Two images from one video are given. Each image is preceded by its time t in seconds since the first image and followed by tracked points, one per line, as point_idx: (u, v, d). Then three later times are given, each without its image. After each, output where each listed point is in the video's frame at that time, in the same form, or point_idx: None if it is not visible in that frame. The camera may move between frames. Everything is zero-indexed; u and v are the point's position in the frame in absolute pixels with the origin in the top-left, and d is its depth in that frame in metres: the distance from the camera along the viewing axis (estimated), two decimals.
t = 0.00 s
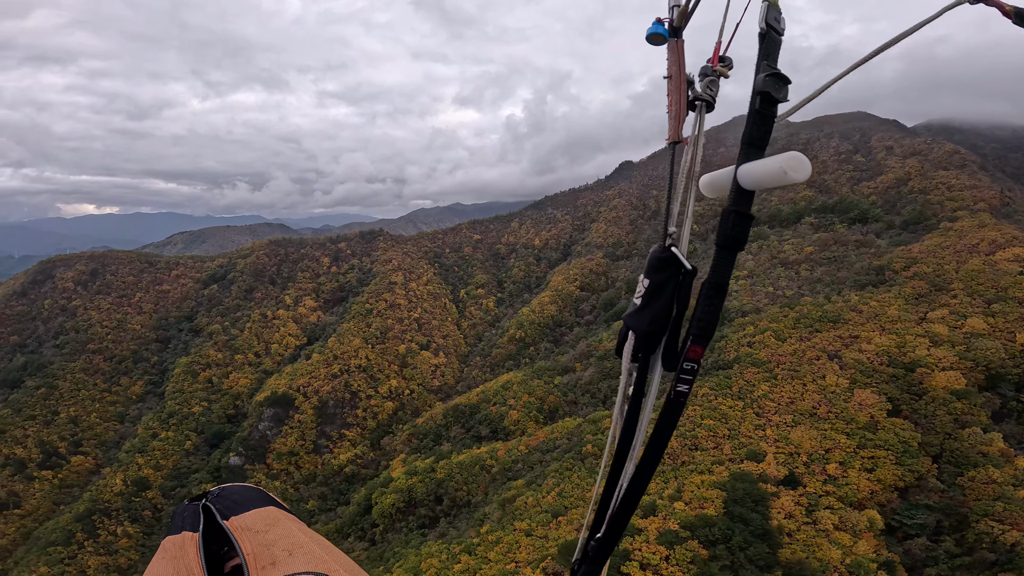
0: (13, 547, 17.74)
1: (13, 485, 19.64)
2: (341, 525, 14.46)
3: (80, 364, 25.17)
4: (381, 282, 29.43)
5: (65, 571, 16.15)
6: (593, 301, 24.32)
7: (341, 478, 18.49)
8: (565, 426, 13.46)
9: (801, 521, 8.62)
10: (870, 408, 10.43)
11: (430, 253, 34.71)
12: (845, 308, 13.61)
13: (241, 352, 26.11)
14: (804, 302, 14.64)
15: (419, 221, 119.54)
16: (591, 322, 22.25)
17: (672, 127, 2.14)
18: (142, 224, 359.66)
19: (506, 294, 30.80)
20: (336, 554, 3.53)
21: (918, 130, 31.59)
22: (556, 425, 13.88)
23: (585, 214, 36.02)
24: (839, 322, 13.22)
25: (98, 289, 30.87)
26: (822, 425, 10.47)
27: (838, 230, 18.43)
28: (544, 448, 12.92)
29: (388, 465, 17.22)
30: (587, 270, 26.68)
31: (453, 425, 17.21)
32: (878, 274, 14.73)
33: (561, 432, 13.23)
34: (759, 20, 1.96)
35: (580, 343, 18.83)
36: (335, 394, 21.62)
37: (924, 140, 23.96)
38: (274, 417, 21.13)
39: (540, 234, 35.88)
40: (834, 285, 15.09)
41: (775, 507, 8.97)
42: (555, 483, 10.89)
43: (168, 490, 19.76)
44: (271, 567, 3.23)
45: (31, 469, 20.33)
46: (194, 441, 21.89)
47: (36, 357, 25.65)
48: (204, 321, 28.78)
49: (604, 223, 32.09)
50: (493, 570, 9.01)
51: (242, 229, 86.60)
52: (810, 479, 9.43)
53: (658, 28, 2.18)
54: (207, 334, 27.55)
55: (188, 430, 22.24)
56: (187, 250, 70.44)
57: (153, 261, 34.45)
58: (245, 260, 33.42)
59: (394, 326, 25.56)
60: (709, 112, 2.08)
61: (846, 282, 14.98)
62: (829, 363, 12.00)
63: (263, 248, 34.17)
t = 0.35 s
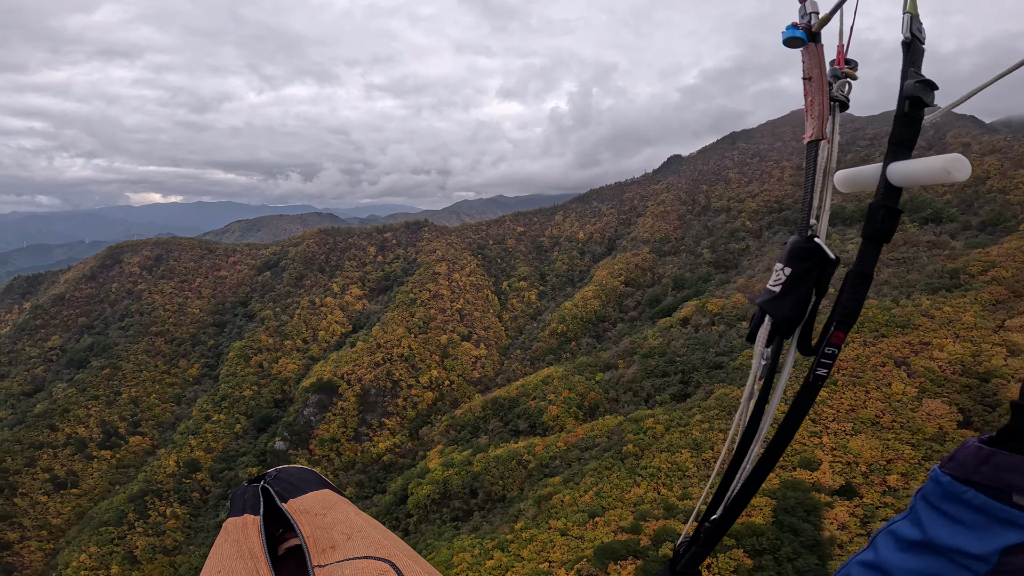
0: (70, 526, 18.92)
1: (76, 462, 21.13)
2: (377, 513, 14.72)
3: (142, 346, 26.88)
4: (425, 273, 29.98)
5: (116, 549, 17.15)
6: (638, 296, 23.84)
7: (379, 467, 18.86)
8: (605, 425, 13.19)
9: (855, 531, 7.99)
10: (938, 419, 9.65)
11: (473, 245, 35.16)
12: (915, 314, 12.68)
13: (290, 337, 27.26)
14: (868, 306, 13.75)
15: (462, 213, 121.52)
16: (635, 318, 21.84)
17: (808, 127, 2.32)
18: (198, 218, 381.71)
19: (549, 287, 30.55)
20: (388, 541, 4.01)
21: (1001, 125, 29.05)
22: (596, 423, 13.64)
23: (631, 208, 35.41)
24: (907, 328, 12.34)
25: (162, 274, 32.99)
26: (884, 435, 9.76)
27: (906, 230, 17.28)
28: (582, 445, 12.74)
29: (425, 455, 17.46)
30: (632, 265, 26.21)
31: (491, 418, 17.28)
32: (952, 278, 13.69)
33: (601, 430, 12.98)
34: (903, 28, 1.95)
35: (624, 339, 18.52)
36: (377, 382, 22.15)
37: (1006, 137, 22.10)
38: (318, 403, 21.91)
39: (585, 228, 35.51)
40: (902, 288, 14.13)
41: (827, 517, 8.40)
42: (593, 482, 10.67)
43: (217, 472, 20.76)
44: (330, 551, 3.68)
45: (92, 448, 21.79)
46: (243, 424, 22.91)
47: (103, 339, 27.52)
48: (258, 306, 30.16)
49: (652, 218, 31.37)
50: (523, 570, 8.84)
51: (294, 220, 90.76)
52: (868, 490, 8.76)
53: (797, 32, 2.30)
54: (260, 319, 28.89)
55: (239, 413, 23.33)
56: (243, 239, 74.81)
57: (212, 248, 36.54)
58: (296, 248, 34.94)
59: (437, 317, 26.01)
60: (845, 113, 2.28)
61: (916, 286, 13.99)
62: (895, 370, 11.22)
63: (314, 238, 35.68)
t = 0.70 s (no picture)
0: (113, 506, 20.15)
1: (124, 441, 22.26)
2: (406, 501, 14.92)
3: (191, 328, 28.12)
4: (461, 261, 30.10)
5: (155, 530, 18.07)
6: (678, 291, 23.27)
7: (410, 455, 19.12)
8: (641, 421, 12.87)
9: (902, 543, 7.59)
10: (1000, 429, 9.03)
11: (510, 234, 35.08)
12: (982, 319, 11.78)
13: (329, 322, 27.94)
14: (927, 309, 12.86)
15: (499, 202, 122.02)
16: (674, 313, 21.30)
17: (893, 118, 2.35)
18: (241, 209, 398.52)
19: (585, 279, 30.21)
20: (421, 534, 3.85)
21: None
22: (631, 419, 13.34)
23: (672, 200, 34.64)
24: (972, 333, 11.50)
25: (210, 259, 34.42)
26: (941, 443, 9.15)
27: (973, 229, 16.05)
28: (616, 441, 12.51)
29: (457, 444, 17.56)
30: (672, 258, 25.57)
31: (523, 410, 17.20)
32: None
33: (636, 427, 12.70)
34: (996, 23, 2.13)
35: (663, 334, 18.08)
36: (411, 369, 22.35)
37: None
38: (354, 389, 22.26)
39: (624, 219, 34.82)
40: (968, 290, 13.15)
41: (874, 526, 7.97)
42: (626, 480, 10.45)
43: (255, 454, 21.49)
44: (360, 540, 3.61)
45: (140, 428, 22.97)
46: (282, 408, 23.66)
47: (155, 321, 28.94)
48: (299, 292, 31.03)
49: (694, 210, 30.45)
50: (550, 568, 8.67)
51: (335, 206, 93.46)
52: (920, 499, 8.26)
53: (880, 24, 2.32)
54: (301, 303, 29.75)
55: (278, 397, 24.11)
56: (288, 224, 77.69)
57: (257, 234, 37.97)
58: (337, 235, 35.88)
59: (472, 306, 26.09)
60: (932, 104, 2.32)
61: (983, 288, 13.00)
62: (956, 376, 10.50)
63: (353, 225, 36.56)
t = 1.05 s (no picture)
0: (127, 493, 20.59)
1: (138, 429, 22.59)
2: (414, 491, 14.94)
3: (205, 315, 28.43)
4: (473, 249, 30.03)
5: (168, 518, 18.39)
6: (691, 282, 23.00)
7: (419, 444, 19.15)
8: (655, 414, 12.78)
9: (922, 544, 7.35)
10: None
11: (522, 223, 34.91)
12: (1007, 317, 11.42)
13: (340, 309, 28.08)
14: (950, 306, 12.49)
15: (508, 190, 122.00)
16: (688, 304, 21.08)
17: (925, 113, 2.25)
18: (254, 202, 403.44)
19: (597, 269, 29.98)
20: (412, 528, 4.22)
21: None
22: (644, 412, 13.23)
23: (687, 190, 34.20)
24: (996, 331, 11.15)
25: (223, 245, 34.77)
26: (963, 443, 8.88)
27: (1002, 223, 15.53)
28: (629, 434, 12.40)
29: (467, 433, 17.57)
30: (687, 249, 25.24)
31: (534, 400, 17.14)
32: None
33: (648, 420, 12.61)
34: None
35: (676, 326, 17.89)
36: (422, 358, 22.35)
37: None
38: (364, 376, 22.36)
39: (637, 209, 34.47)
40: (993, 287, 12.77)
41: (893, 526, 7.75)
42: (638, 475, 10.32)
43: (267, 442, 21.67)
44: (356, 535, 3.95)
45: (154, 415, 23.30)
46: (293, 396, 23.84)
47: (169, 307, 29.29)
48: (312, 279, 31.28)
49: (710, 200, 30.01)
50: (561, 563, 8.56)
51: (346, 193, 94.22)
52: (939, 499, 8.03)
53: (913, 18, 2.28)
54: (313, 290, 29.99)
55: (290, 383, 24.32)
56: (300, 210, 78.42)
57: (270, 221, 38.30)
58: (349, 222, 36.10)
59: (483, 294, 26.04)
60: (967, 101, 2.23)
61: (1009, 285, 12.62)
62: (980, 375, 10.17)
63: (366, 212, 36.71)
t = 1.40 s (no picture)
0: (148, 475, 21.14)
1: (159, 410, 23.10)
2: (428, 476, 14.98)
3: (226, 296, 28.96)
4: (490, 232, 29.94)
5: (187, 499, 18.73)
6: (712, 269, 22.56)
7: (434, 428, 19.24)
8: (673, 404, 12.62)
9: (946, 545, 7.02)
10: None
11: (539, 207, 34.57)
12: None
13: (357, 292, 28.32)
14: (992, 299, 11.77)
15: (525, 173, 121.61)
16: (709, 292, 20.69)
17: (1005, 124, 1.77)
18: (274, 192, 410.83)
19: (615, 254, 29.63)
20: (416, 524, 4.33)
21: None
22: (662, 401, 13.05)
23: (709, 177, 33.49)
24: None
25: (244, 226, 35.38)
26: (995, 443, 8.45)
27: None
28: (646, 424, 12.22)
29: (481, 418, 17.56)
30: (708, 236, 24.72)
31: (549, 386, 17.02)
32: None
33: (666, 410, 12.43)
34: None
35: (696, 313, 17.56)
36: (438, 341, 22.36)
37: None
38: (380, 360, 22.62)
39: (658, 195, 33.92)
40: None
41: (917, 526, 7.44)
42: (655, 466, 10.17)
43: (284, 424, 21.91)
44: (363, 529, 4.08)
45: (175, 395, 23.78)
46: (310, 377, 24.08)
47: (191, 288, 29.84)
48: (330, 260, 31.64)
49: (733, 188, 29.37)
50: (577, 554, 8.45)
51: (364, 175, 95.14)
52: (966, 500, 7.66)
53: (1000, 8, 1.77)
54: (331, 272, 30.32)
55: (308, 365, 24.60)
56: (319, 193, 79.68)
57: (289, 203, 38.81)
58: (367, 204, 36.33)
59: (500, 277, 25.95)
60: None
61: None
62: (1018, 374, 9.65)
63: (384, 195, 36.88)
